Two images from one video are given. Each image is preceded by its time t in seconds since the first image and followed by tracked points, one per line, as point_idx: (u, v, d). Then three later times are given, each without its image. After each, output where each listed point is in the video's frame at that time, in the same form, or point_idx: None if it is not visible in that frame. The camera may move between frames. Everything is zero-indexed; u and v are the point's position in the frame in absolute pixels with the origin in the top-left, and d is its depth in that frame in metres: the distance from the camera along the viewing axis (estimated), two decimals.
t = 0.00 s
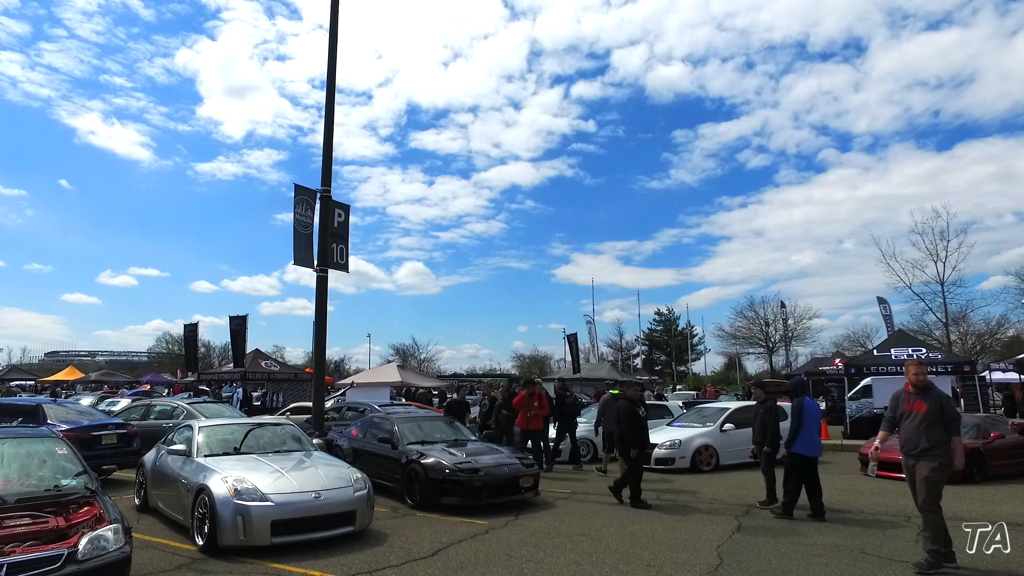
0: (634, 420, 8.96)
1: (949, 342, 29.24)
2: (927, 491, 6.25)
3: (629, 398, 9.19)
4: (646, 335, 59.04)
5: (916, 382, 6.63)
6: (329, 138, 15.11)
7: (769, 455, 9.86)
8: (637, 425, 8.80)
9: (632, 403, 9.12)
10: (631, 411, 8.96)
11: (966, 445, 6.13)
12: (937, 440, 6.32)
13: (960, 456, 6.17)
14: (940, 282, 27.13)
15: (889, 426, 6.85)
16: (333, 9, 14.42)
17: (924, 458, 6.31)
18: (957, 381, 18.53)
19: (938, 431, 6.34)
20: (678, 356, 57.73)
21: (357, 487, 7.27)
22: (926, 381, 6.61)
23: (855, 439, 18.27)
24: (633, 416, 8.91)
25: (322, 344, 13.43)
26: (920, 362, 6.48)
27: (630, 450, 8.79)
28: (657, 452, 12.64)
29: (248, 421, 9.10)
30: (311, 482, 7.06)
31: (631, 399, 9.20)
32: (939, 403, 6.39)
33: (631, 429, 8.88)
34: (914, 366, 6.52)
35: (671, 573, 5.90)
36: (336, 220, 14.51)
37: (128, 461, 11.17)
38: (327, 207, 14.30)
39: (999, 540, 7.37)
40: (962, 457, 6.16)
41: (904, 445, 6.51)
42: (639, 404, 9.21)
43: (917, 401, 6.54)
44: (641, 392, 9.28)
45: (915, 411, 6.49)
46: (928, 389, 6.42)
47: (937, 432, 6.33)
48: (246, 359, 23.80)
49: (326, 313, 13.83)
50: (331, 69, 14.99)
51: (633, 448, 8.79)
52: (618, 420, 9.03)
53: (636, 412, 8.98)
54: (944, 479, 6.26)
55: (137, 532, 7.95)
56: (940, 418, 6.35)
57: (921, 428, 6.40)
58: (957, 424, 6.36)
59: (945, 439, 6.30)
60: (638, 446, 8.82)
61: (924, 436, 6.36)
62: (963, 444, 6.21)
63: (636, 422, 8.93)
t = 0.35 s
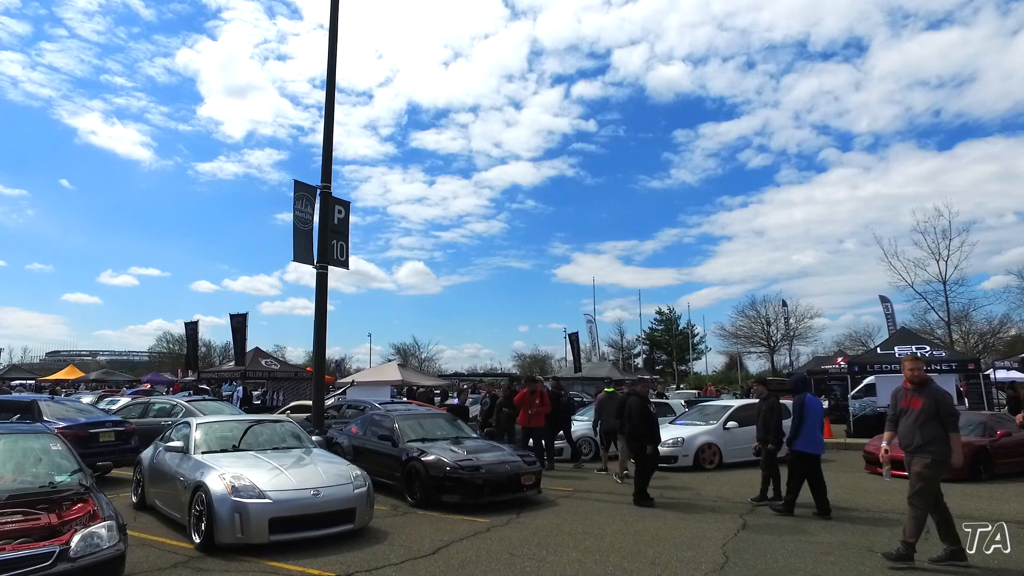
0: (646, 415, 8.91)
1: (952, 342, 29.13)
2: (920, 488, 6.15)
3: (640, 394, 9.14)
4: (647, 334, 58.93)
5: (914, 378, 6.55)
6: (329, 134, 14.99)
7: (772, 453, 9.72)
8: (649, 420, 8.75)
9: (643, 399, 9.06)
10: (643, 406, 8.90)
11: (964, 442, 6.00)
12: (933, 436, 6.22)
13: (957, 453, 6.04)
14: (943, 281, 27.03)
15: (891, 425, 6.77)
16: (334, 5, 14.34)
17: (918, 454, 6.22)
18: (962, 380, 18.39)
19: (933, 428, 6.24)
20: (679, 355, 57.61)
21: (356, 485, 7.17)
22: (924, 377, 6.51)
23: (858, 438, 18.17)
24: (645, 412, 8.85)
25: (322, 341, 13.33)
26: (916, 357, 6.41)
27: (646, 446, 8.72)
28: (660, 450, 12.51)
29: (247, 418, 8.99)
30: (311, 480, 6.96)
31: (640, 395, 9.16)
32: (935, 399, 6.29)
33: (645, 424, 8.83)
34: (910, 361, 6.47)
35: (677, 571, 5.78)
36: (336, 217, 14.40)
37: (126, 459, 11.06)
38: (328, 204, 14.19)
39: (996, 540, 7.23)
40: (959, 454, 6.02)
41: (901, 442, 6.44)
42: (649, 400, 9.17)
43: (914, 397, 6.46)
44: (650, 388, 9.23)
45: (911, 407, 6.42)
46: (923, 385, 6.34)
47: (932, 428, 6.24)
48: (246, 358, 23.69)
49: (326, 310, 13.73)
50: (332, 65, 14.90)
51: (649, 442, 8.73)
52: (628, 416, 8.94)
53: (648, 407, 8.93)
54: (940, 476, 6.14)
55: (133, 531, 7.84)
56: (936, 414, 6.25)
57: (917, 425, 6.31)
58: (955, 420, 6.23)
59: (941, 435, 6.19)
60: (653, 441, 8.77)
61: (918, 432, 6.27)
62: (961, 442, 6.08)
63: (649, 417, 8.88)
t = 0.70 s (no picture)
0: (659, 411, 8.78)
1: (954, 340, 29.01)
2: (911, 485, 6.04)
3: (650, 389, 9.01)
4: (648, 333, 58.81)
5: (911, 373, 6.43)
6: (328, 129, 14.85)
7: (774, 449, 9.57)
8: (661, 415, 8.63)
9: (654, 395, 8.93)
10: (654, 402, 8.77)
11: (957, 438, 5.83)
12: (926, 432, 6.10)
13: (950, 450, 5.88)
14: (945, 279, 26.90)
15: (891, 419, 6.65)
16: None
17: (910, 449, 6.12)
18: (966, 377, 18.26)
19: (926, 423, 6.11)
20: (680, 354, 57.46)
21: (354, 481, 7.03)
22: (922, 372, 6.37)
23: (862, 436, 18.04)
24: (657, 408, 8.72)
25: (321, 337, 13.20)
26: (911, 351, 6.29)
27: (661, 442, 8.58)
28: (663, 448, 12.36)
29: (244, 414, 8.85)
30: (308, 476, 6.82)
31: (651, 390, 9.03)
32: (929, 394, 6.16)
33: (658, 420, 8.70)
34: (908, 355, 6.34)
35: (684, 569, 5.64)
36: (336, 212, 14.27)
37: (122, 456, 10.92)
38: (327, 199, 14.06)
39: (997, 540, 6.89)
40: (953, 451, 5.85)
41: (896, 437, 6.33)
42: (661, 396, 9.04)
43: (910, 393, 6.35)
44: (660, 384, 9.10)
45: (906, 402, 6.32)
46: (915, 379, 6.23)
47: (925, 424, 6.12)
48: (246, 356, 23.57)
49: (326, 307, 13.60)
50: (331, 60, 14.79)
51: (663, 438, 8.59)
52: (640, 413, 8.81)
53: (659, 403, 8.80)
54: (934, 473, 6.00)
55: (127, 528, 7.70)
56: (930, 409, 6.12)
57: (911, 420, 6.20)
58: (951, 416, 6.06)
59: (935, 431, 6.05)
60: (667, 436, 8.63)
61: (911, 428, 6.17)
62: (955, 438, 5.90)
63: (662, 413, 8.75)
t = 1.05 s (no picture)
0: (670, 406, 8.66)
1: (956, 338, 28.90)
2: (907, 478, 5.95)
3: (662, 384, 8.90)
4: (648, 331, 58.68)
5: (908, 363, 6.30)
6: (326, 121, 14.69)
7: (773, 445, 9.43)
8: (671, 409, 8.50)
9: (666, 389, 8.82)
10: (665, 396, 8.67)
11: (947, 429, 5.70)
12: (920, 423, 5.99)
13: (941, 441, 5.74)
14: (947, 276, 26.76)
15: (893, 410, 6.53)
16: None
17: (904, 441, 6.03)
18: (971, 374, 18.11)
19: (920, 415, 6.00)
20: (681, 353, 57.30)
21: (352, 476, 6.89)
22: (917, 362, 6.22)
23: (865, 433, 17.89)
24: (668, 403, 8.60)
25: (320, 333, 13.07)
26: (905, 341, 6.18)
27: (669, 437, 8.42)
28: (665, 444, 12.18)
29: (241, 408, 8.72)
30: (304, 470, 6.68)
31: (663, 386, 8.93)
32: (922, 384, 6.03)
33: (668, 414, 8.57)
34: (903, 345, 6.22)
35: (689, 565, 5.49)
36: (335, 206, 14.13)
37: (118, 452, 10.79)
38: (326, 193, 13.92)
39: (998, 542, 6.47)
40: (944, 443, 5.71)
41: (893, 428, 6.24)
42: (673, 392, 8.91)
43: (906, 383, 6.23)
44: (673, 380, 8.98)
45: (900, 393, 6.22)
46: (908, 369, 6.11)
47: (919, 415, 6.00)
48: (244, 352, 23.40)
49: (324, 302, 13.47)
50: (330, 53, 14.64)
51: (671, 434, 8.43)
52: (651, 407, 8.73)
53: (670, 398, 8.68)
54: (929, 466, 5.88)
55: (120, 524, 7.56)
56: (924, 400, 6.00)
57: (905, 411, 6.10)
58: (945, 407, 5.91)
59: (928, 422, 5.92)
60: (676, 433, 8.47)
61: (904, 419, 6.08)
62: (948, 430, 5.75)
63: (672, 408, 8.62)
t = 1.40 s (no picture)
0: (680, 392, 8.55)
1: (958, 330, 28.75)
2: (906, 466, 5.81)
3: (676, 370, 8.78)
4: (649, 325, 58.56)
5: (902, 348, 6.13)
6: (324, 108, 14.51)
7: (773, 434, 9.29)
8: (679, 395, 8.39)
9: (679, 375, 8.72)
10: (675, 382, 8.58)
11: (938, 416, 5.53)
12: (913, 410, 5.83)
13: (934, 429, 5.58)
14: (949, 268, 26.62)
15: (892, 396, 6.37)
16: None
17: (901, 430, 5.89)
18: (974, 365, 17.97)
19: (915, 401, 5.84)
20: (682, 346, 57.17)
21: (349, 464, 6.76)
22: (910, 347, 6.04)
23: (868, 424, 17.78)
24: (678, 389, 8.49)
25: (318, 323, 12.93)
26: (895, 327, 6.03)
27: (673, 424, 8.30)
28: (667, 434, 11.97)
29: (238, 397, 8.59)
30: (299, 459, 6.54)
31: (678, 371, 8.82)
32: (914, 370, 5.86)
33: (676, 401, 8.46)
34: (893, 331, 6.08)
35: (694, 554, 5.37)
36: (333, 195, 13.97)
37: (114, 442, 10.67)
38: (324, 181, 13.75)
39: (998, 541, 5.90)
40: (936, 430, 5.53)
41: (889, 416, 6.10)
42: (688, 378, 8.76)
43: (900, 369, 6.07)
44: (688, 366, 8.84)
45: (895, 380, 6.08)
46: (899, 356, 5.95)
47: (913, 402, 5.84)
48: (242, 344, 23.27)
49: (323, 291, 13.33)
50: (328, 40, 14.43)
51: (677, 421, 8.31)
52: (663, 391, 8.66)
53: (681, 384, 8.58)
54: (926, 453, 5.73)
55: (115, 513, 7.45)
56: (916, 386, 5.83)
57: (899, 399, 5.95)
58: (939, 392, 5.71)
59: (921, 409, 5.76)
60: (682, 419, 8.33)
61: (900, 407, 5.92)
62: (940, 416, 5.56)
63: (681, 394, 8.50)
